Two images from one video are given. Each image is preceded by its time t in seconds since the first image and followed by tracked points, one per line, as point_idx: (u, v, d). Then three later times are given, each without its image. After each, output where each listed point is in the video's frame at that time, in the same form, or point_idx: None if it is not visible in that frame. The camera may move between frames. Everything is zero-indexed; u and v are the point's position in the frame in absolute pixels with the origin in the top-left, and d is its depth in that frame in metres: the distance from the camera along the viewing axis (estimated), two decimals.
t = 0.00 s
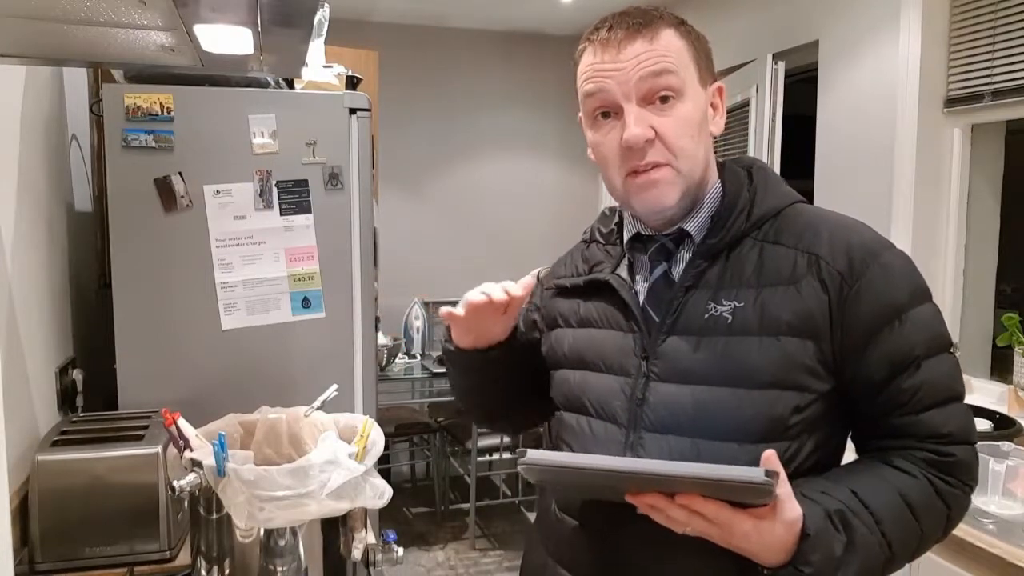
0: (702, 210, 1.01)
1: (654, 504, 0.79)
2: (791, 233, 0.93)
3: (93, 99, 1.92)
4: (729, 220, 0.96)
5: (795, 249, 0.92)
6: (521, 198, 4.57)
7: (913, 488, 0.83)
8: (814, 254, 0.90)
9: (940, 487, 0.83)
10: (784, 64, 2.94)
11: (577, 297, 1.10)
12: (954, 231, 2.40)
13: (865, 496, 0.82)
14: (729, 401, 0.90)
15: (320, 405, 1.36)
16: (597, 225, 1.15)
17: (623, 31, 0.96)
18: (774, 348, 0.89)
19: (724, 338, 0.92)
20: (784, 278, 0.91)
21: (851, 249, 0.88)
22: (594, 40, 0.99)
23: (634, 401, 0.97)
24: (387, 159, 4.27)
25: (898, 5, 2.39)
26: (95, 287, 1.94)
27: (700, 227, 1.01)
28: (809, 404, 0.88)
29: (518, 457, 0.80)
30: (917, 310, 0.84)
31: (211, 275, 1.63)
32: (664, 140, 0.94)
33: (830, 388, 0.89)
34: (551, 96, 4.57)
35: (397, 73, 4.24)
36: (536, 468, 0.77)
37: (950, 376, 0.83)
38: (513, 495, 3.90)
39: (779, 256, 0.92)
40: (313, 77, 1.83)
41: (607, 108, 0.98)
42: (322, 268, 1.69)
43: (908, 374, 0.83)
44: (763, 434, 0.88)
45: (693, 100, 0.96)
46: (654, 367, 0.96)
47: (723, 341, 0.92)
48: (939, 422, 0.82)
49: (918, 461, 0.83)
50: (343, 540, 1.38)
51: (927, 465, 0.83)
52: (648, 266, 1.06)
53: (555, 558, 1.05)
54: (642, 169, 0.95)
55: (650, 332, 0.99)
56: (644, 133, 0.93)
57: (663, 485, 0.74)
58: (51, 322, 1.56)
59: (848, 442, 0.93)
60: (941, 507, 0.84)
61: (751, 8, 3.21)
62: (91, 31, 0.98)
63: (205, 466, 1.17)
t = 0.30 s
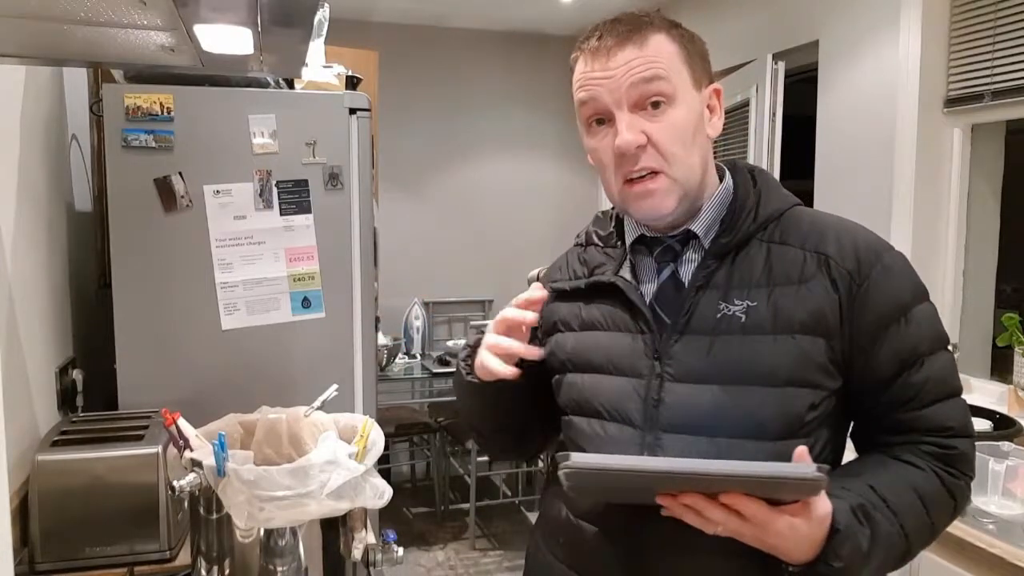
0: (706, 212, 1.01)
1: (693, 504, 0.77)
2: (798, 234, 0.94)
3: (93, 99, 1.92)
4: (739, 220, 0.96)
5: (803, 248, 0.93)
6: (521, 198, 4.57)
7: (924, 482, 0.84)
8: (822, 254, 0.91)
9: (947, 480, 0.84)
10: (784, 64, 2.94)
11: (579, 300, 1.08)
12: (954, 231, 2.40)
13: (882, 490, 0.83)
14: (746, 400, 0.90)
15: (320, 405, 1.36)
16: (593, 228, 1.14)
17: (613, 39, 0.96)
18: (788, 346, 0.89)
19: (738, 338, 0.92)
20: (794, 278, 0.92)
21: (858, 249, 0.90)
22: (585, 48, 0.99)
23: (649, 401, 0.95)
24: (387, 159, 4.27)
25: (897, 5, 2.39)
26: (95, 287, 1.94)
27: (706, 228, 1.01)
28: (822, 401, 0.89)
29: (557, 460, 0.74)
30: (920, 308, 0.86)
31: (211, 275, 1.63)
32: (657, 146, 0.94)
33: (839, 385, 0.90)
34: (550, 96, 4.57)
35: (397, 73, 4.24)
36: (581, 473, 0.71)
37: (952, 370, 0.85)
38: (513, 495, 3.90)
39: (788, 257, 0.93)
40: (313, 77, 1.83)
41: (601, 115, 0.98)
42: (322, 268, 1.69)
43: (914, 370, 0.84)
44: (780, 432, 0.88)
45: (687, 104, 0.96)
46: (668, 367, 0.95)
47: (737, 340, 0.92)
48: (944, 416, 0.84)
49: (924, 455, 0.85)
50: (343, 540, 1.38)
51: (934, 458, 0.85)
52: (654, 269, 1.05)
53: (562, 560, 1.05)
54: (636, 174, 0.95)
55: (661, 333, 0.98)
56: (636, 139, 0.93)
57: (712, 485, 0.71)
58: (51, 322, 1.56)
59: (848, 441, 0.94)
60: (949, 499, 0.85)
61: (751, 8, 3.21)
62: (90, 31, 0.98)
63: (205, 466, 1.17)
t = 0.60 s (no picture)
0: (714, 209, 1.00)
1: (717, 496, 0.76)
2: (807, 231, 0.94)
3: (93, 99, 1.92)
4: (749, 218, 0.97)
5: (812, 245, 0.93)
6: (521, 197, 4.57)
7: (935, 474, 0.85)
8: (832, 250, 0.92)
9: (956, 472, 0.86)
10: (784, 64, 2.93)
11: (585, 296, 1.06)
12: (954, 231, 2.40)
13: (896, 482, 0.84)
14: (760, 396, 0.90)
15: (320, 405, 1.36)
16: (599, 224, 1.12)
17: (605, 44, 0.96)
18: (801, 342, 0.90)
19: (750, 334, 0.92)
20: (805, 274, 0.92)
21: (867, 245, 0.91)
22: (581, 53, 1.00)
23: (662, 398, 0.95)
24: (387, 159, 4.27)
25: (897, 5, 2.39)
26: (95, 287, 1.94)
27: (715, 225, 1.00)
28: (834, 395, 0.89)
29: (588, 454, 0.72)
30: (927, 304, 0.88)
31: (211, 275, 1.63)
32: (654, 147, 0.94)
33: (849, 380, 0.90)
34: (550, 96, 4.57)
35: (397, 74, 4.24)
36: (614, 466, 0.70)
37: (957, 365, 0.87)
38: (513, 495, 3.90)
39: (798, 254, 0.93)
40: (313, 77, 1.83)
41: (599, 119, 0.99)
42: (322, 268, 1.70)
43: (923, 365, 0.86)
44: (794, 427, 0.89)
45: (683, 103, 0.96)
46: (681, 364, 0.95)
47: (749, 336, 0.92)
48: (951, 409, 0.86)
49: (933, 448, 0.86)
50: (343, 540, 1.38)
51: (943, 451, 0.86)
52: (663, 266, 1.04)
53: (570, 558, 1.02)
54: (635, 175, 0.96)
55: (672, 329, 0.97)
56: (631, 142, 0.94)
57: (744, 476, 0.70)
58: (51, 322, 1.56)
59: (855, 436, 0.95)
60: (958, 491, 0.87)
61: (750, 8, 3.20)
62: (90, 31, 0.98)
63: (205, 466, 1.17)
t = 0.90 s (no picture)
0: (711, 210, 1.00)
1: (706, 507, 0.77)
2: (803, 231, 0.94)
3: (92, 99, 1.92)
4: (744, 218, 0.96)
5: (808, 245, 0.93)
6: (521, 198, 4.57)
7: (932, 475, 0.85)
8: (828, 250, 0.91)
9: (956, 472, 0.86)
10: (784, 64, 2.93)
11: (582, 297, 1.06)
12: (954, 231, 2.40)
13: (893, 486, 0.84)
14: (753, 399, 0.90)
15: (320, 405, 1.36)
16: (597, 222, 1.12)
17: (630, 33, 0.95)
18: (795, 345, 0.89)
19: (745, 336, 0.92)
20: (801, 275, 0.91)
21: (863, 244, 0.90)
22: (599, 41, 0.98)
23: (657, 402, 0.95)
24: (387, 159, 4.27)
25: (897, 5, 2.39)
26: (95, 287, 1.94)
27: (711, 225, 1.00)
28: (828, 398, 0.89)
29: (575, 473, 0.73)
30: (925, 303, 0.87)
31: (211, 275, 1.63)
32: (673, 144, 0.94)
33: (845, 381, 0.91)
34: (550, 96, 4.57)
35: (397, 74, 4.24)
36: (599, 486, 0.71)
37: (955, 364, 0.87)
38: (513, 495, 3.90)
39: (793, 253, 0.93)
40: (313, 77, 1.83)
41: (613, 111, 0.98)
42: (322, 268, 1.70)
43: (921, 365, 0.86)
44: (787, 430, 0.88)
45: (702, 102, 0.97)
46: (675, 367, 0.95)
47: (743, 339, 0.92)
48: (951, 409, 0.86)
49: (932, 448, 0.86)
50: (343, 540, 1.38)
51: (942, 451, 0.86)
52: (658, 267, 1.04)
53: (569, 559, 1.03)
54: (651, 173, 0.95)
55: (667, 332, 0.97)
56: (652, 136, 0.93)
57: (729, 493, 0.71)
58: (51, 322, 1.56)
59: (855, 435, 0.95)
60: (958, 491, 0.87)
61: (750, 8, 3.20)
62: (90, 31, 0.98)
63: (205, 466, 1.17)
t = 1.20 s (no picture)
0: (705, 213, 1.00)
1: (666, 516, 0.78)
2: (795, 237, 0.93)
3: (92, 98, 1.92)
4: (734, 223, 0.96)
5: (800, 251, 0.92)
6: (521, 198, 4.57)
7: (915, 489, 0.83)
8: (819, 258, 0.90)
9: (943, 486, 0.83)
10: (784, 64, 2.93)
11: (579, 294, 1.09)
12: (954, 232, 2.40)
13: (871, 499, 0.82)
14: (735, 406, 0.91)
15: (320, 405, 1.36)
16: (598, 220, 1.16)
17: (622, 38, 0.95)
18: (780, 354, 0.90)
19: (731, 344, 0.92)
20: (790, 283, 0.91)
21: (857, 252, 0.88)
22: (592, 45, 0.98)
23: (641, 404, 0.97)
24: (387, 159, 4.27)
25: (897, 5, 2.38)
26: (95, 287, 1.94)
27: (703, 229, 1.00)
28: (813, 407, 0.89)
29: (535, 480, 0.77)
30: (922, 314, 0.84)
31: (211, 275, 1.63)
32: (662, 153, 0.94)
33: (832, 392, 0.90)
34: (550, 96, 4.57)
35: (397, 74, 4.24)
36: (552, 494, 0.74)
37: (954, 375, 0.84)
38: (513, 495, 3.90)
39: (783, 260, 0.92)
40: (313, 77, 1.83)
41: (605, 116, 0.98)
42: (322, 268, 1.69)
43: (914, 377, 0.83)
44: (769, 438, 0.89)
45: (694, 109, 0.96)
46: (661, 371, 0.96)
47: (729, 346, 0.92)
48: (944, 422, 0.83)
49: (921, 461, 0.83)
50: (343, 540, 1.37)
51: (931, 465, 0.83)
52: (652, 268, 1.06)
53: (558, 551, 1.05)
54: (640, 181, 0.95)
55: (655, 335, 0.98)
56: (641, 145, 0.93)
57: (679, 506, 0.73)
58: (51, 321, 1.56)
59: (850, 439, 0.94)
60: (945, 506, 0.84)
61: (750, 7, 3.20)
62: (90, 31, 0.98)
63: (205, 466, 1.17)
